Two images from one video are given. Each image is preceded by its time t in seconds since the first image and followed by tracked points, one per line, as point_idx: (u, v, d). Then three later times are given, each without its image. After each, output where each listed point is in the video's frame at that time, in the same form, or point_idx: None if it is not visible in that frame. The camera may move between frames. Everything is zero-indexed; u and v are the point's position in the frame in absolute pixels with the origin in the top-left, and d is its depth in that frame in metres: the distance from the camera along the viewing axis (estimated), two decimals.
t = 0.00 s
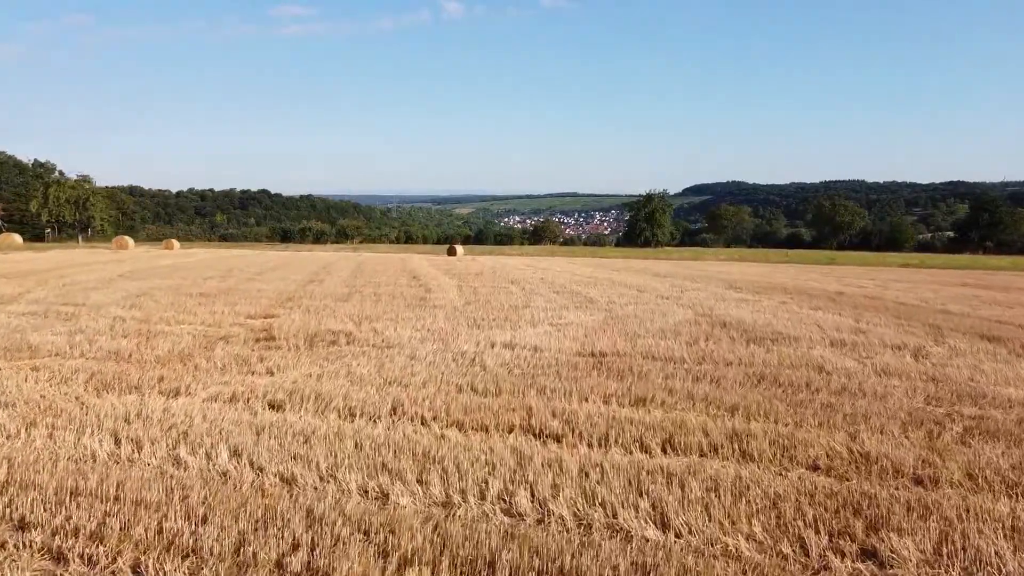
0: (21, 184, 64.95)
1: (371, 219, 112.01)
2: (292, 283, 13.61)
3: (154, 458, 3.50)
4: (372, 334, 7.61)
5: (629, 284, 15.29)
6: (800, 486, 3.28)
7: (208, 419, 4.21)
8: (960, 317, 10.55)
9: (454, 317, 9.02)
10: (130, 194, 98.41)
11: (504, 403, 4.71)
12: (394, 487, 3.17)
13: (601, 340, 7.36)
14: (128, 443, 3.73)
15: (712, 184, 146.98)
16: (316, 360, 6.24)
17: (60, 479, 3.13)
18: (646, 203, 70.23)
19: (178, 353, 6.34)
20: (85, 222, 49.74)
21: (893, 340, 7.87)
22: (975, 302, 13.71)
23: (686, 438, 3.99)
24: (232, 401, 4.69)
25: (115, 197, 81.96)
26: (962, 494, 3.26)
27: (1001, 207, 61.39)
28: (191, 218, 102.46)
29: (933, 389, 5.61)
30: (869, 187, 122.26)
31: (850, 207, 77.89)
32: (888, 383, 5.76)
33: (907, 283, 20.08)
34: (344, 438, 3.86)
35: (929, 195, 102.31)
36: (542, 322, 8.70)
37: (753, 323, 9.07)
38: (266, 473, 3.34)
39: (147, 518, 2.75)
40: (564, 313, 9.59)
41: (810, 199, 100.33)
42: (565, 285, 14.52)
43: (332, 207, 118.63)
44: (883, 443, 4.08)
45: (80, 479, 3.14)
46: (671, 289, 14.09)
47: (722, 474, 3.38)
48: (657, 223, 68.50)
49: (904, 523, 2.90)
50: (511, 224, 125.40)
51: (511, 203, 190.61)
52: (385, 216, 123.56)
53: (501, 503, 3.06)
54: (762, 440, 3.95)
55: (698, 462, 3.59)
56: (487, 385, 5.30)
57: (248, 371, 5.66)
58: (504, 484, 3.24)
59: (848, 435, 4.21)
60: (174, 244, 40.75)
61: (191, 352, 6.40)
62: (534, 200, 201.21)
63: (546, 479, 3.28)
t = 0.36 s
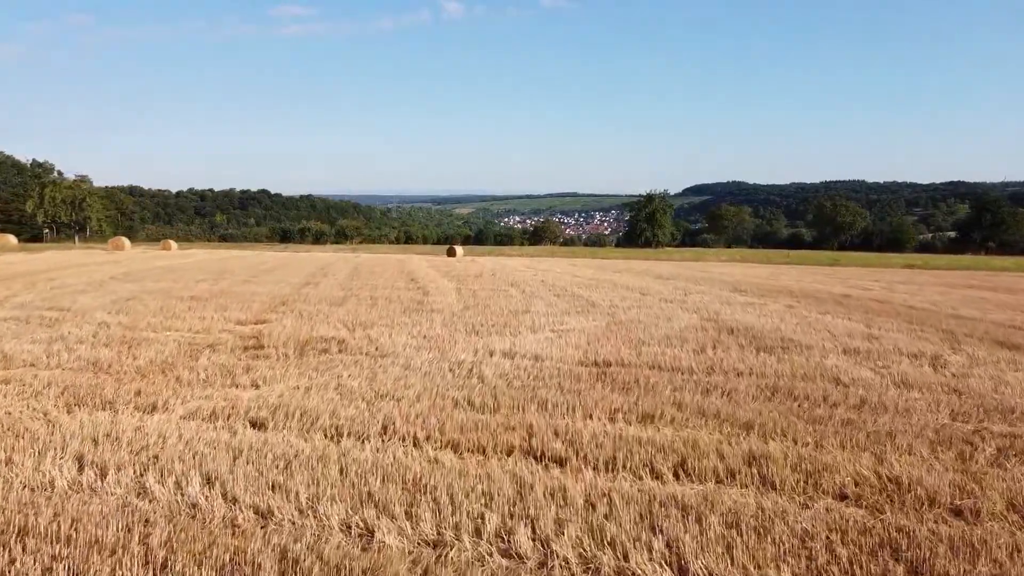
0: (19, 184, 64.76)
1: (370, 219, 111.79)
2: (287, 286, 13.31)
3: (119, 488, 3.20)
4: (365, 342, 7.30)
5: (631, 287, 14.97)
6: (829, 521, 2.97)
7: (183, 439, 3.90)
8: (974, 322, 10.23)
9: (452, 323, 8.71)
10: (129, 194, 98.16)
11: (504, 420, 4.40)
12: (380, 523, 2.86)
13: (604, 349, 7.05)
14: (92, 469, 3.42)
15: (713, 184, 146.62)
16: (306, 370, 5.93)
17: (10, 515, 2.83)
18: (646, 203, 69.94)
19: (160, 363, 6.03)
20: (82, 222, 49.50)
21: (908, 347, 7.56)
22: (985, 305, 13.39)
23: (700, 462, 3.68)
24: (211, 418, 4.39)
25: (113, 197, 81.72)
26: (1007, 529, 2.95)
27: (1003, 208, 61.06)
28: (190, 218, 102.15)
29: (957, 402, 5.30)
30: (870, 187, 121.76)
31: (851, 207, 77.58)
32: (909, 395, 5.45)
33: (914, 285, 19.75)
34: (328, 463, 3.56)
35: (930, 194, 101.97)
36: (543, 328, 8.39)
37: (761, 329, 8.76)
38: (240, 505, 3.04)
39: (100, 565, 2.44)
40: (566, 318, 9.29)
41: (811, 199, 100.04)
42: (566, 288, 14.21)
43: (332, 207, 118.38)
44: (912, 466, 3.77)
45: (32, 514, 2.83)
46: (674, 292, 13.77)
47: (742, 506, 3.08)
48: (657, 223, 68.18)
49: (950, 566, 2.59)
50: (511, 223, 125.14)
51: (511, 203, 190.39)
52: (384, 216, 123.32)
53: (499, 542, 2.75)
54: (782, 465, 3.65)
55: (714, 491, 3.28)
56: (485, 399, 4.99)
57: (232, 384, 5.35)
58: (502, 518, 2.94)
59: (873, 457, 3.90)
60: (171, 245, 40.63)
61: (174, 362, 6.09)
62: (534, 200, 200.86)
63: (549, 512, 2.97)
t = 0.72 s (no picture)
0: (16, 185, 64.51)
1: (370, 219, 111.56)
2: (282, 289, 13.02)
3: (75, 524, 2.89)
4: (359, 350, 6.98)
5: (634, 290, 14.65)
6: (864, 563, 2.65)
7: (153, 464, 3.58)
8: (989, 327, 9.91)
9: (450, 329, 8.39)
10: (128, 194, 98.03)
11: (502, 440, 4.09)
12: (363, 566, 2.56)
13: (608, 357, 6.74)
14: (49, 500, 3.11)
15: (714, 184, 146.26)
16: (294, 382, 5.63)
17: None
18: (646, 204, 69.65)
19: (141, 374, 5.72)
20: (78, 222, 49.17)
21: (925, 355, 7.25)
22: (998, 309, 13.06)
23: (717, 490, 3.38)
24: (188, 439, 4.07)
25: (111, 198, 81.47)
26: None
27: (1006, 208, 60.69)
28: (189, 218, 101.98)
29: (984, 417, 4.99)
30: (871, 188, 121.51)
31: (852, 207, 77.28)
32: (933, 410, 5.13)
33: (920, 287, 19.42)
34: (309, 491, 3.24)
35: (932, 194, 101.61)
36: (544, 335, 8.07)
37: (770, 335, 8.44)
38: (208, 546, 2.73)
39: None
40: (567, 324, 8.98)
41: (812, 199, 99.75)
42: (568, 290, 13.88)
43: (331, 207, 118.12)
44: (948, 493, 3.46)
45: None
46: (678, 295, 13.45)
47: (767, 546, 2.77)
48: (658, 223, 67.85)
49: None
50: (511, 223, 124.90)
51: (511, 203, 190.17)
52: (384, 216, 123.05)
53: None
54: (806, 493, 3.34)
55: (735, 526, 2.97)
56: (483, 415, 4.68)
57: (214, 398, 5.04)
58: (500, 560, 2.63)
59: (904, 482, 3.59)
60: (168, 245, 40.38)
61: (155, 373, 5.78)
62: (534, 200, 200.52)
63: (552, 554, 2.66)
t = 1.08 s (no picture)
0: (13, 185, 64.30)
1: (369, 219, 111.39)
2: (276, 292, 12.75)
3: (27, 563, 2.61)
4: (353, 358, 6.69)
5: (636, 292, 14.38)
6: None
7: (121, 491, 3.30)
8: (1003, 332, 9.62)
9: (448, 335, 8.11)
10: (127, 194, 97.89)
11: (501, 461, 3.81)
12: None
13: (612, 366, 6.46)
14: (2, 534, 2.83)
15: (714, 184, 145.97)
16: (282, 393, 5.34)
17: None
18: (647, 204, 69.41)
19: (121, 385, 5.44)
20: (75, 222, 48.90)
21: (942, 362, 6.96)
22: (1008, 312, 12.77)
23: (735, 519, 3.09)
24: (163, 459, 3.79)
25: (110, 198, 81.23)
26: None
27: (1008, 209, 60.37)
28: (189, 218, 101.80)
29: (1013, 432, 4.70)
30: (872, 188, 121.20)
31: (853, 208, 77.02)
32: (958, 425, 4.84)
33: (926, 288, 19.14)
34: (289, 523, 2.95)
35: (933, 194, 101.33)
36: (544, 342, 7.79)
37: (778, 341, 8.17)
38: None
39: None
40: (569, 329, 8.70)
41: (812, 199, 99.51)
42: (569, 293, 13.60)
43: (331, 207, 117.89)
44: (987, 523, 3.17)
45: None
46: (682, 298, 13.16)
47: None
48: (659, 224, 67.57)
49: None
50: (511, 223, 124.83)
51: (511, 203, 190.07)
52: (383, 216, 122.89)
53: None
54: (833, 524, 3.05)
55: (758, 564, 2.68)
56: (480, 431, 4.40)
57: (195, 413, 4.75)
58: None
59: (937, 511, 3.30)
60: (167, 245, 40.24)
61: (136, 384, 5.49)
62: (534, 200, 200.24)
63: None
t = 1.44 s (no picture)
0: (10, 185, 64.03)
1: (368, 219, 111.12)
2: (270, 295, 12.43)
3: None
4: (344, 368, 6.37)
5: (639, 295, 14.06)
6: None
7: (78, 527, 2.98)
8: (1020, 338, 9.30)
9: (446, 342, 7.79)
10: (126, 194, 97.69)
11: (499, 488, 3.49)
12: None
13: (616, 377, 6.14)
14: None
15: (715, 184, 145.64)
16: (267, 408, 5.02)
17: None
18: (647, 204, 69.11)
19: (95, 400, 5.11)
20: (70, 223, 48.59)
21: (962, 373, 6.63)
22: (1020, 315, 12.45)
23: (759, 559, 2.78)
24: (130, 487, 3.47)
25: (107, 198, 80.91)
26: None
27: (1011, 210, 60.03)
28: (188, 218, 101.56)
29: None
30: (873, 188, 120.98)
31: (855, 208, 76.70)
32: (988, 443, 4.53)
33: (933, 291, 18.81)
34: (261, 567, 2.64)
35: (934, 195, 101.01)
36: (546, 350, 7.46)
37: (789, 348, 7.85)
38: None
39: None
40: (571, 336, 8.38)
41: (813, 199, 99.21)
42: (571, 296, 13.27)
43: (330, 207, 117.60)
44: None
45: None
46: (686, 302, 12.83)
47: None
48: (659, 224, 67.23)
49: None
50: (510, 223, 124.51)
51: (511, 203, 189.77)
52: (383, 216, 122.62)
53: None
54: (870, 568, 2.73)
55: None
56: (477, 453, 4.08)
57: (172, 431, 4.43)
58: None
59: (983, 550, 2.97)
60: (164, 245, 40.06)
61: (112, 398, 5.17)
62: (534, 200, 199.87)
63: None
